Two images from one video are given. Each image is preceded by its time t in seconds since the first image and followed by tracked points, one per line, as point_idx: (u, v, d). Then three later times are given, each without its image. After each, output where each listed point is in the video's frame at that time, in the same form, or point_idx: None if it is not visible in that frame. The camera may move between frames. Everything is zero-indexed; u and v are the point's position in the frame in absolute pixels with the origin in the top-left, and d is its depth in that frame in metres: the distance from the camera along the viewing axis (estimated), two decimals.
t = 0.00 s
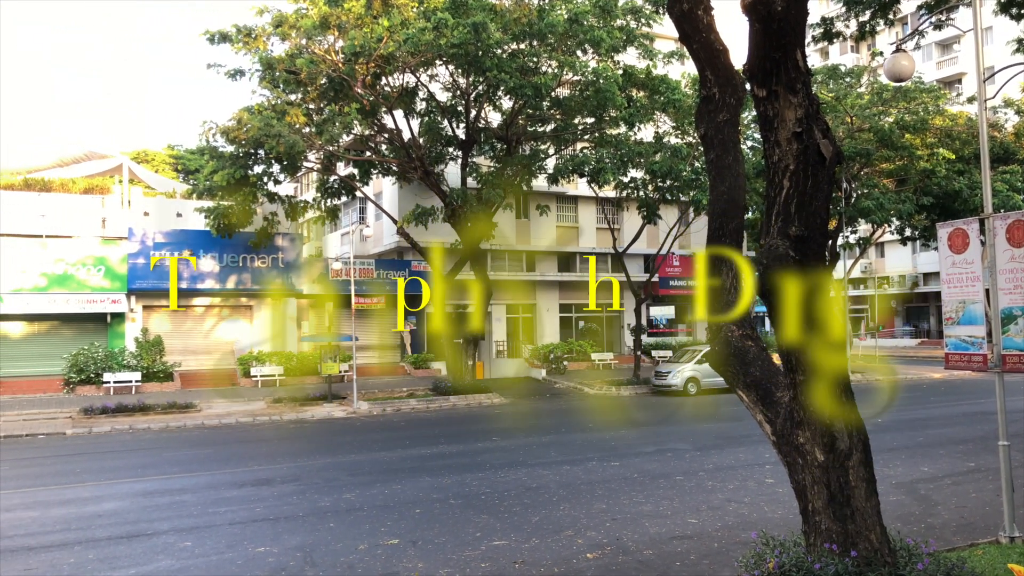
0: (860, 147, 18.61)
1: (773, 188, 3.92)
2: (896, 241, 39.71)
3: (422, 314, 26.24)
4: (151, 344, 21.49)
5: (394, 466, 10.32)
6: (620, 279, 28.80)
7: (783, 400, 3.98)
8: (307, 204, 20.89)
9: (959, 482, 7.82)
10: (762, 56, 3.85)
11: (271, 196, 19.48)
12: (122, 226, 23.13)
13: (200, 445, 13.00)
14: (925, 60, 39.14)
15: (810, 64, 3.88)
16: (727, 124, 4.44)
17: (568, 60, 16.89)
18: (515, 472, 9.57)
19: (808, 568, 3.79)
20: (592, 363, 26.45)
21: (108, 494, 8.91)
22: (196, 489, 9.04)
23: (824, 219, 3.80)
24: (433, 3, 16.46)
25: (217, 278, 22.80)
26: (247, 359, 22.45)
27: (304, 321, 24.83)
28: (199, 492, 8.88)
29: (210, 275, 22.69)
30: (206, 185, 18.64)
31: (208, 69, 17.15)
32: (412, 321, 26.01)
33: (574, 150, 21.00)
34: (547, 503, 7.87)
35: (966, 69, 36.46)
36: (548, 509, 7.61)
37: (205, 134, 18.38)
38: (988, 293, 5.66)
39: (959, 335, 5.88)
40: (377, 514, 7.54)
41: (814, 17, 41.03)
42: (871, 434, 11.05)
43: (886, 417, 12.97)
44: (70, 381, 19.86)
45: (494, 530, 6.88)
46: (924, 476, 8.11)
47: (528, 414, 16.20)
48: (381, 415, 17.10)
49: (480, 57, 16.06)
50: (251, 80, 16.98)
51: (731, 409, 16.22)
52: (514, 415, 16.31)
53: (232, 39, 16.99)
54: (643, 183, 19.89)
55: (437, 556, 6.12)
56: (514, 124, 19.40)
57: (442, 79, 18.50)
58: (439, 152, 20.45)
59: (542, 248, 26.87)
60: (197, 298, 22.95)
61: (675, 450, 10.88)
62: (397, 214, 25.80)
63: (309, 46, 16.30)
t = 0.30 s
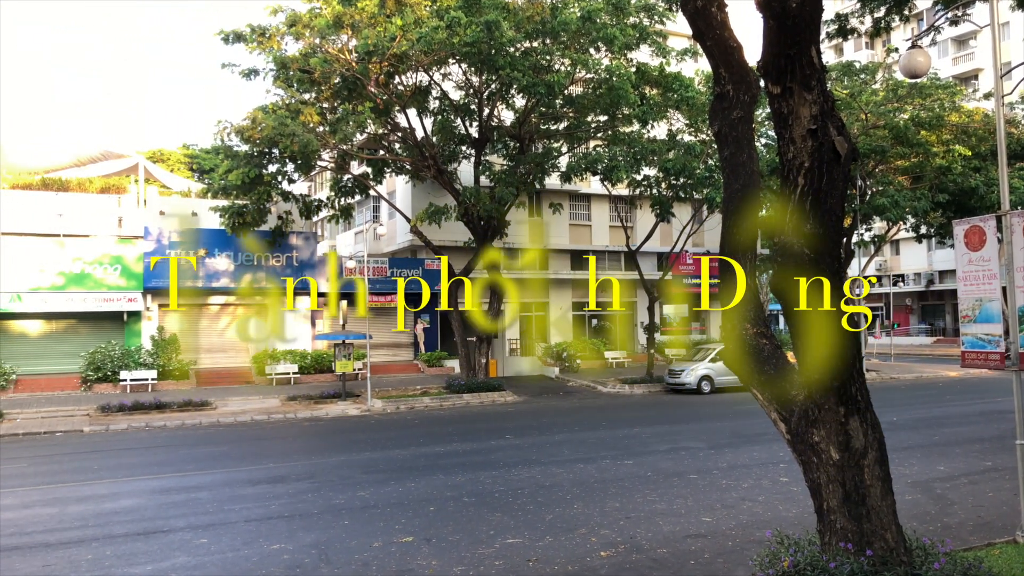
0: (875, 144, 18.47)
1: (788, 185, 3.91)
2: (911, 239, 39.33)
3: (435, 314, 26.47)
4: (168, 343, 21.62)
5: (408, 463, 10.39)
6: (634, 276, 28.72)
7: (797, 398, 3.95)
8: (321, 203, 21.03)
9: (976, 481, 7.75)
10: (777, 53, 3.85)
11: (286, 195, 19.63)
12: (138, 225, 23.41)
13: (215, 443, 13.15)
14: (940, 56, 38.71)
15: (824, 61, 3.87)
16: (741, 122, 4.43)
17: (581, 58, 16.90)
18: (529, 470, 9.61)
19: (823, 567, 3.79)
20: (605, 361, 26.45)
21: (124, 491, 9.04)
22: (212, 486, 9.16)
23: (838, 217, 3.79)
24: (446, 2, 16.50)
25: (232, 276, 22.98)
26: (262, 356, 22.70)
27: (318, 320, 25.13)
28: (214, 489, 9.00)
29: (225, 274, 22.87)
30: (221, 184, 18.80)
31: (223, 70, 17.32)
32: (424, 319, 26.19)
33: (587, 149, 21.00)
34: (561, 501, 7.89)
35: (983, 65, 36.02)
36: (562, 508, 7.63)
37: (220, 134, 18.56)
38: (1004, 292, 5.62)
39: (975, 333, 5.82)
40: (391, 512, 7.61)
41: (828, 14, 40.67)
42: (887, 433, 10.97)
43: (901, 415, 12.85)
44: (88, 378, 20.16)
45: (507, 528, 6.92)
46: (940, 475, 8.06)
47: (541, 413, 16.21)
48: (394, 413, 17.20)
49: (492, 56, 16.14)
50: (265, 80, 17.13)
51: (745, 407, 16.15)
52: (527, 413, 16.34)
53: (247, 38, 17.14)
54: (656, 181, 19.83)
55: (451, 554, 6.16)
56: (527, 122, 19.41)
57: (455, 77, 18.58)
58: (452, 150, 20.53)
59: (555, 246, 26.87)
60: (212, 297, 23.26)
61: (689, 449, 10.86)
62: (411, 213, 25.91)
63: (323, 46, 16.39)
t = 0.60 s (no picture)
0: (886, 143, 18.36)
1: (799, 184, 3.91)
2: (923, 237, 39.03)
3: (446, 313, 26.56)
4: (179, 343, 21.88)
5: (418, 463, 10.44)
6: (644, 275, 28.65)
7: (809, 397, 3.96)
8: (332, 203, 21.13)
9: (990, 482, 7.69)
10: (788, 51, 3.84)
11: (297, 195, 19.74)
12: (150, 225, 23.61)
13: (226, 442, 13.26)
14: (953, 54, 38.35)
15: (836, 58, 3.86)
16: (753, 120, 4.44)
17: (591, 57, 16.91)
18: (539, 469, 9.63)
19: (835, 567, 3.79)
20: (616, 360, 26.40)
21: (137, 489, 9.14)
22: (224, 485, 9.24)
23: (851, 216, 3.78)
24: (456, 2, 16.52)
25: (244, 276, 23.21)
26: (273, 356, 22.84)
27: (329, 319, 25.25)
28: (226, 488, 9.08)
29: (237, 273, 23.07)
30: (232, 184, 18.93)
31: (234, 70, 17.45)
32: (434, 319, 26.26)
33: (597, 148, 20.98)
34: (571, 501, 7.91)
35: (996, 62, 35.67)
36: (572, 507, 7.65)
37: (231, 134, 18.69)
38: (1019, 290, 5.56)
39: (988, 332, 5.79)
40: (402, 511, 7.65)
41: (839, 11, 40.38)
42: (899, 432, 10.90)
43: (914, 415, 12.75)
44: (101, 378, 20.30)
45: (518, 527, 6.95)
46: (953, 475, 8.00)
47: (551, 412, 16.22)
48: (405, 413, 17.27)
49: (502, 55, 16.18)
50: (276, 80, 17.23)
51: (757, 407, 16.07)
52: (537, 412, 16.35)
53: (258, 39, 17.26)
54: (666, 180, 19.77)
55: (462, 553, 6.19)
56: (537, 121, 19.40)
57: (466, 77, 18.62)
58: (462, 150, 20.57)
59: (565, 245, 26.87)
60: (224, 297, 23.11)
61: (699, 449, 10.84)
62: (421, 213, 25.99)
63: (333, 46, 16.44)
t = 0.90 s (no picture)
0: (900, 140, 18.22)
1: (813, 182, 3.91)
2: (937, 235, 38.66)
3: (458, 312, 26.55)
4: (193, 342, 22.02)
5: (431, 461, 10.51)
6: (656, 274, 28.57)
7: (823, 396, 3.97)
8: (344, 202, 21.25)
9: (1006, 481, 7.63)
10: (801, 48, 3.84)
11: (309, 195, 19.87)
12: (164, 225, 23.87)
13: (240, 441, 13.41)
14: (967, 50, 37.94)
15: (849, 56, 3.86)
16: (765, 118, 4.44)
17: (603, 56, 16.91)
18: (552, 468, 9.67)
19: (849, 567, 3.80)
20: (628, 359, 26.35)
21: (152, 487, 9.27)
22: (238, 483, 9.36)
23: (864, 214, 3.77)
24: (467, 1, 16.56)
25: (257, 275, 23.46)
26: (286, 355, 22.94)
27: (342, 318, 25.39)
28: (240, 486, 9.19)
29: (250, 272, 23.31)
30: (245, 183, 19.08)
31: (248, 71, 17.61)
32: (447, 318, 26.33)
33: (609, 146, 20.98)
34: (584, 499, 7.95)
35: (1011, 59, 35.25)
36: (585, 506, 7.68)
37: (245, 134, 18.85)
38: None
39: (1004, 330, 5.85)
40: (415, 510, 7.71)
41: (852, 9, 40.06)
42: (914, 431, 10.83)
43: (928, 414, 12.65)
44: (117, 377, 20.47)
45: (531, 525, 6.99)
46: (968, 475, 7.95)
47: (563, 411, 16.25)
48: (418, 411, 17.37)
49: (514, 54, 16.25)
50: (289, 80, 17.38)
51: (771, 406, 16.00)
52: (549, 411, 16.38)
53: (270, 39, 17.41)
54: (678, 178, 19.71)
55: (475, 552, 6.24)
56: (548, 120, 19.42)
57: (477, 76, 18.69)
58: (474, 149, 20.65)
59: (576, 243, 26.87)
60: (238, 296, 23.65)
61: (712, 447, 10.83)
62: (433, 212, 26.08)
63: (346, 45, 16.53)
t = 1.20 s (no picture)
0: (914, 138, 18.05)
1: (827, 180, 3.90)
2: (952, 233, 38.27)
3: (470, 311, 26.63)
4: (208, 340, 22.22)
5: (444, 460, 10.55)
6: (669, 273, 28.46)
7: (837, 396, 3.96)
8: (357, 202, 21.35)
9: None
10: (814, 45, 3.84)
11: (322, 195, 19.99)
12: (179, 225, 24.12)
13: (254, 439, 13.53)
14: (983, 47, 37.52)
15: (863, 53, 3.85)
16: (779, 116, 4.43)
17: (615, 54, 16.88)
18: (564, 467, 9.69)
19: (864, 567, 3.80)
20: (640, 358, 26.28)
21: (168, 485, 9.40)
22: (252, 481, 9.45)
23: (878, 213, 3.75)
24: (479, 1, 16.58)
25: (271, 275, 23.66)
26: (299, 354, 23.08)
27: (355, 317, 25.56)
28: (255, 484, 9.29)
29: (264, 272, 23.51)
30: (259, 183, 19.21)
31: (261, 71, 17.76)
32: (459, 317, 26.40)
33: (621, 145, 20.93)
34: (597, 498, 7.96)
35: None
36: (598, 505, 7.70)
37: (258, 134, 19.01)
38: None
39: (1021, 330, 5.78)
40: (428, 508, 7.77)
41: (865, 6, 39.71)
42: (929, 430, 10.74)
43: (944, 413, 12.54)
44: (132, 375, 20.68)
45: (544, 524, 7.01)
46: (984, 474, 7.88)
47: (575, 410, 16.25)
48: (430, 410, 17.43)
49: (526, 53, 16.25)
50: (302, 80, 17.51)
51: (784, 405, 15.91)
52: (561, 410, 16.39)
53: (283, 40, 17.54)
54: (691, 176, 19.64)
55: (488, 550, 6.28)
56: (560, 119, 19.42)
57: (489, 75, 18.73)
58: (486, 148, 20.70)
59: (589, 242, 26.84)
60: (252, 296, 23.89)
61: (725, 447, 10.79)
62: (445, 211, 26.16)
63: (358, 45, 16.61)
